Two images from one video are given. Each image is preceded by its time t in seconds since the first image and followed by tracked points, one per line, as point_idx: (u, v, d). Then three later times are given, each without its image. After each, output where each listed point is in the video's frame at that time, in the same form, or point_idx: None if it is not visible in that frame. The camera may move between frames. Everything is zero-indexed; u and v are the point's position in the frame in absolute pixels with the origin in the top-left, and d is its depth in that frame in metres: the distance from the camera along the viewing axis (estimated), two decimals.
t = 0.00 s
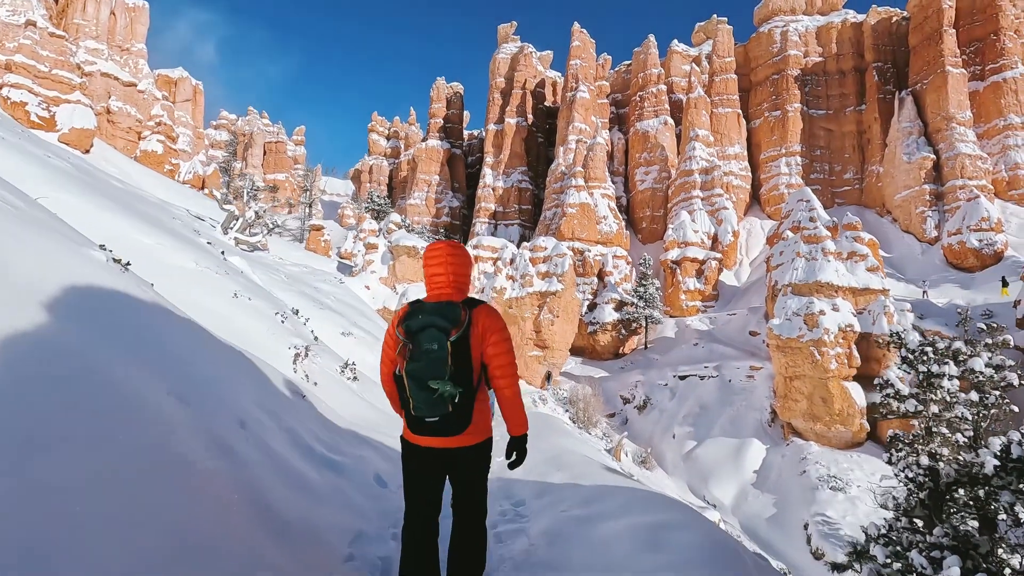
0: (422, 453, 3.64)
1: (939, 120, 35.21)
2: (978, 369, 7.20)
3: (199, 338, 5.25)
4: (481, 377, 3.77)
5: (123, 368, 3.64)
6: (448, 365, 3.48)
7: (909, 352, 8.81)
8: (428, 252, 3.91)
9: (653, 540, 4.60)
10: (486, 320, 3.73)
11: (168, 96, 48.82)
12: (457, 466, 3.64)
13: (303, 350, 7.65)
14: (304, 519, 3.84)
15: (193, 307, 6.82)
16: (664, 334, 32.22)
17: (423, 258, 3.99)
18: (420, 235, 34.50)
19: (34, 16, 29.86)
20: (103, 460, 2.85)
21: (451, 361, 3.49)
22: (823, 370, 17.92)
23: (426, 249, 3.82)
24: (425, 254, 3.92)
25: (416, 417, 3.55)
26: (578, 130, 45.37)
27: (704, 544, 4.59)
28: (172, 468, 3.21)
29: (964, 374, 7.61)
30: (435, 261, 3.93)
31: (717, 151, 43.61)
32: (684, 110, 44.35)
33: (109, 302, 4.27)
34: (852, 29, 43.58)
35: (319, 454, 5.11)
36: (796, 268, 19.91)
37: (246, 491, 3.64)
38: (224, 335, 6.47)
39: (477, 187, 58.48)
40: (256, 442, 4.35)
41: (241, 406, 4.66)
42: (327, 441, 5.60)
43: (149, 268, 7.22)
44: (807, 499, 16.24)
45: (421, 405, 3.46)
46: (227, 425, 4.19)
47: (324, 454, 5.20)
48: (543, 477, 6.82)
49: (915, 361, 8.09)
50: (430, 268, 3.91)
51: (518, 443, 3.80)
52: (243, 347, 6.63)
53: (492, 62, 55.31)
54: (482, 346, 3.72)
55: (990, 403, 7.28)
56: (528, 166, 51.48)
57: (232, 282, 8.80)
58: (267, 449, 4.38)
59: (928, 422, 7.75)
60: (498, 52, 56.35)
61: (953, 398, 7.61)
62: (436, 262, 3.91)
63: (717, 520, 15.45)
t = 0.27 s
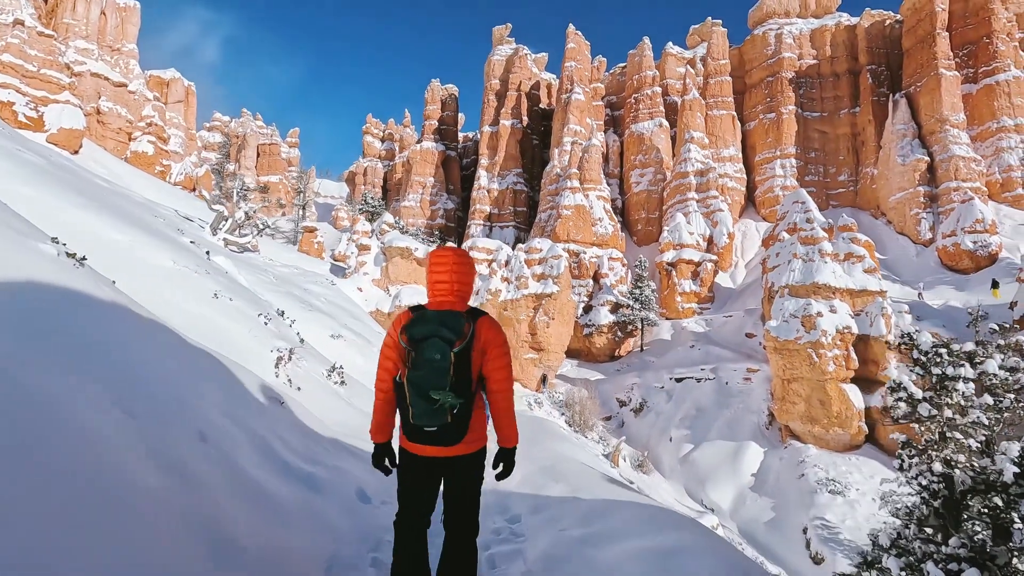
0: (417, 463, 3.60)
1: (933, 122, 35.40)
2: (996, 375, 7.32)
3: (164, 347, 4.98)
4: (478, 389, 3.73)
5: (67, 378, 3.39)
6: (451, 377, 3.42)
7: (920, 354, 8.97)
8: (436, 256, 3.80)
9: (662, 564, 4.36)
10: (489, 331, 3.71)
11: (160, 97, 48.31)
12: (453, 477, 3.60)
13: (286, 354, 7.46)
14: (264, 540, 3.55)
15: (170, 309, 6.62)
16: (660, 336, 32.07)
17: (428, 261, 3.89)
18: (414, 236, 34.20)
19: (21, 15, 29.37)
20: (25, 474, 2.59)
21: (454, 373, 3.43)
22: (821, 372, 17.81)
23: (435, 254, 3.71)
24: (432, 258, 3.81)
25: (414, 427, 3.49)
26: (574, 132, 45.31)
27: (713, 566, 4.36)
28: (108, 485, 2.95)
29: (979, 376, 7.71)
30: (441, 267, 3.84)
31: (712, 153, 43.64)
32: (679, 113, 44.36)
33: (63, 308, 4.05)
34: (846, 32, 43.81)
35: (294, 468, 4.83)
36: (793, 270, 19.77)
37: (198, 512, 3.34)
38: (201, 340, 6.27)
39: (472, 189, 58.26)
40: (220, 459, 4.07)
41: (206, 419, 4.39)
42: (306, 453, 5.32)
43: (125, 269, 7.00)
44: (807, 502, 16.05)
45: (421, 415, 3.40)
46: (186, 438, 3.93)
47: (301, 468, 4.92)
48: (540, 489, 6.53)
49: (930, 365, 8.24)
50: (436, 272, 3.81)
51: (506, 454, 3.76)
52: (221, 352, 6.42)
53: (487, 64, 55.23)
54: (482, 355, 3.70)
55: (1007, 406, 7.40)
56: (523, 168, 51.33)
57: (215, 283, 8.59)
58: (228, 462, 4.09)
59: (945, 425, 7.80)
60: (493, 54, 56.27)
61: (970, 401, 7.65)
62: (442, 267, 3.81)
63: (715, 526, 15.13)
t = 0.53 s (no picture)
0: (421, 470, 3.42)
1: (932, 124, 35.36)
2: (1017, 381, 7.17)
3: (137, 351, 4.73)
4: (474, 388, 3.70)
5: (12, 395, 3.20)
6: (457, 378, 3.34)
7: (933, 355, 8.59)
8: (425, 261, 3.61)
9: None
10: (483, 331, 3.72)
11: (157, 98, 48.08)
12: (458, 479, 3.49)
13: (276, 357, 7.29)
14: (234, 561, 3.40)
15: (153, 310, 6.45)
16: (659, 338, 31.92)
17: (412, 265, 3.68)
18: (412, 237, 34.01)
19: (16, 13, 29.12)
20: None
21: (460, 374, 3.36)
22: (823, 375, 17.63)
23: (427, 259, 3.55)
24: (421, 262, 3.61)
25: (421, 432, 3.33)
26: (572, 133, 45.22)
27: None
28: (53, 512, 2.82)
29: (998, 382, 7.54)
30: (429, 270, 3.68)
31: (711, 154, 43.57)
32: (678, 114, 44.28)
33: (20, 316, 3.87)
34: (844, 33, 43.79)
35: (276, 481, 4.60)
36: (793, 272, 19.61)
37: (144, 541, 3.09)
38: (184, 344, 6.09)
39: (470, 191, 58.12)
40: (186, 475, 3.83)
41: (177, 431, 4.17)
42: (290, 464, 5.10)
43: (110, 268, 6.85)
44: (808, 507, 15.89)
45: (430, 420, 3.27)
46: (147, 455, 3.71)
47: (283, 482, 4.67)
48: (542, 502, 6.36)
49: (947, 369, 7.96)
50: (424, 277, 3.64)
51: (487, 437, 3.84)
52: (205, 356, 6.24)
53: (485, 65, 55.13)
54: (477, 356, 3.71)
55: None
56: (521, 170, 51.19)
57: (203, 284, 8.44)
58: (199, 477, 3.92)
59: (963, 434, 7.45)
60: (492, 55, 56.17)
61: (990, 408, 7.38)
62: (431, 271, 3.65)
63: (716, 531, 14.88)
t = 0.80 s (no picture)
0: (405, 460, 3.53)
1: (932, 126, 35.29)
2: None
3: (106, 353, 4.46)
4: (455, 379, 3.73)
5: None
6: (428, 367, 3.39)
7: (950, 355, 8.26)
8: (395, 255, 3.71)
9: None
10: (458, 320, 3.73)
11: (155, 99, 47.88)
12: (445, 469, 3.54)
13: (265, 357, 7.11)
14: None
15: (136, 308, 6.27)
16: (659, 340, 31.72)
17: (385, 261, 3.80)
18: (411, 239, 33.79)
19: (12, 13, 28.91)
20: None
21: (431, 362, 3.41)
22: (825, 377, 17.43)
23: (395, 253, 3.65)
24: (391, 257, 3.71)
25: (398, 422, 3.43)
26: (572, 135, 45.11)
27: None
28: None
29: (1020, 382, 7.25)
30: (402, 264, 3.77)
31: (711, 156, 43.49)
32: (678, 116, 44.18)
33: None
34: (844, 35, 43.75)
35: (257, 492, 4.36)
36: (795, 273, 19.44)
37: (98, 556, 2.84)
38: (166, 342, 5.90)
39: (469, 193, 57.97)
40: (152, 485, 3.56)
41: (147, 437, 3.92)
42: (274, 473, 4.86)
43: (94, 263, 6.68)
44: (811, 511, 15.65)
45: (404, 409, 3.35)
46: (108, 464, 3.43)
47: (264, 492, 4.44)
48: (546, 511, 6.14)
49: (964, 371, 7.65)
50: (397, 272, 3.73)
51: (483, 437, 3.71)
52: (189, 355, 6.05)
53: (484, 67, 55.05)
54: (454, 345, 3.71)
55: None
56: (521, 171, 51.04)
57: (192, 282, 8.25)
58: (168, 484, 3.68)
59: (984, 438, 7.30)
60: (491, 56, 56.12)
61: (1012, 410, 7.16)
62: (403, 264, 3.73)
63: (719, 536, 14.65)
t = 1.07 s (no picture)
0: (396, 465, 3.39)
1: (935, 128, 35.07)
2: None
3: (71, 357, 4.14)
4: (458, 388, 3.55)
5: None
6: (425, 372, 3.26)
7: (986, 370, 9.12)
8: (412, 256, 3.69)
9: None
10: (468, 327, 3.56)
11: (155, 101, 47.80)
12: (440, 479, 3.38)
13: (255, 359, 6.87)
14: None
15: (119, 307, 6.04)
16: (661, 343, 31.44)
17: (405, 262, 3.81)
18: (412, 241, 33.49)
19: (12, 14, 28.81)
20: None
21: (429, 367, 3.28)
22: (831, 381, 17.12)
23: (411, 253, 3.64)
24: (409, 258, 3.70)
25: (391, 426, 3.30)
26: (573, 137, 44.98)
27: None
28: None
29: None
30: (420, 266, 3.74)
31: (713, 159, 43.38)
32: (680, 118, 44.03)
33: None
34: (846, 38, 43.66)
35: (232, 511, 4.05)
36: (799, 275, 19.20)
37: None
38: (148, 343, 5.65)
39: (470, 195, 57.79)
40: (105, 510, 3.23)
41: (108, 453, 3.60)
42: (256, 487, 4.58)
43: (78, 261, 6.47)
44: (818, 517, 15.32)
45: (395, 413, 3.21)
46: (53, 489, 3.10)
47: (241, 511, 4.12)
48: (558, 528, 5.83)
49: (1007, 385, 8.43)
50: (414, 273, 3.71)
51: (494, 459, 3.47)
52: (172, 357, 5.81)
53: (486, 69, 55.00)
54: (460, 352, 3.53)
55: None
56: (522, 174, 50.86)
57: (181, 281, 8.02)
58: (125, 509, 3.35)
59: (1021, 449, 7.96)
60: (492, 59, 56.06)
61: None
62: (421, 266, 3.70)
63: (724, 542, 14.33)
